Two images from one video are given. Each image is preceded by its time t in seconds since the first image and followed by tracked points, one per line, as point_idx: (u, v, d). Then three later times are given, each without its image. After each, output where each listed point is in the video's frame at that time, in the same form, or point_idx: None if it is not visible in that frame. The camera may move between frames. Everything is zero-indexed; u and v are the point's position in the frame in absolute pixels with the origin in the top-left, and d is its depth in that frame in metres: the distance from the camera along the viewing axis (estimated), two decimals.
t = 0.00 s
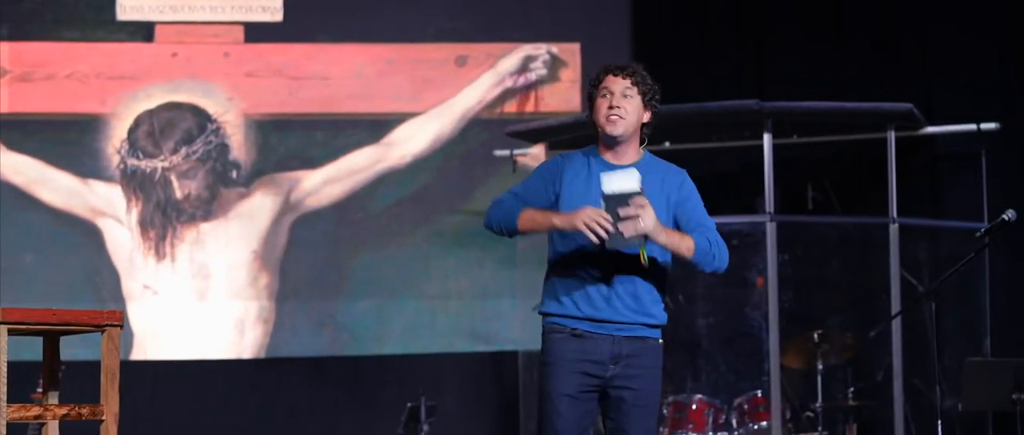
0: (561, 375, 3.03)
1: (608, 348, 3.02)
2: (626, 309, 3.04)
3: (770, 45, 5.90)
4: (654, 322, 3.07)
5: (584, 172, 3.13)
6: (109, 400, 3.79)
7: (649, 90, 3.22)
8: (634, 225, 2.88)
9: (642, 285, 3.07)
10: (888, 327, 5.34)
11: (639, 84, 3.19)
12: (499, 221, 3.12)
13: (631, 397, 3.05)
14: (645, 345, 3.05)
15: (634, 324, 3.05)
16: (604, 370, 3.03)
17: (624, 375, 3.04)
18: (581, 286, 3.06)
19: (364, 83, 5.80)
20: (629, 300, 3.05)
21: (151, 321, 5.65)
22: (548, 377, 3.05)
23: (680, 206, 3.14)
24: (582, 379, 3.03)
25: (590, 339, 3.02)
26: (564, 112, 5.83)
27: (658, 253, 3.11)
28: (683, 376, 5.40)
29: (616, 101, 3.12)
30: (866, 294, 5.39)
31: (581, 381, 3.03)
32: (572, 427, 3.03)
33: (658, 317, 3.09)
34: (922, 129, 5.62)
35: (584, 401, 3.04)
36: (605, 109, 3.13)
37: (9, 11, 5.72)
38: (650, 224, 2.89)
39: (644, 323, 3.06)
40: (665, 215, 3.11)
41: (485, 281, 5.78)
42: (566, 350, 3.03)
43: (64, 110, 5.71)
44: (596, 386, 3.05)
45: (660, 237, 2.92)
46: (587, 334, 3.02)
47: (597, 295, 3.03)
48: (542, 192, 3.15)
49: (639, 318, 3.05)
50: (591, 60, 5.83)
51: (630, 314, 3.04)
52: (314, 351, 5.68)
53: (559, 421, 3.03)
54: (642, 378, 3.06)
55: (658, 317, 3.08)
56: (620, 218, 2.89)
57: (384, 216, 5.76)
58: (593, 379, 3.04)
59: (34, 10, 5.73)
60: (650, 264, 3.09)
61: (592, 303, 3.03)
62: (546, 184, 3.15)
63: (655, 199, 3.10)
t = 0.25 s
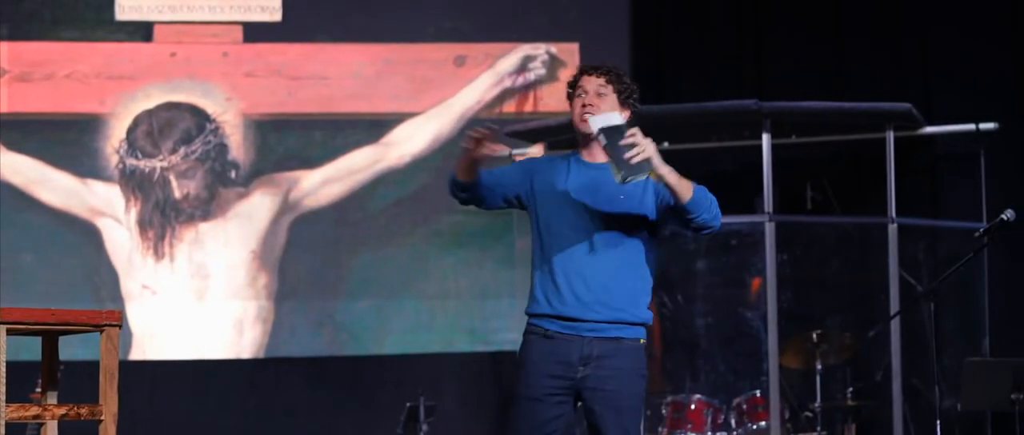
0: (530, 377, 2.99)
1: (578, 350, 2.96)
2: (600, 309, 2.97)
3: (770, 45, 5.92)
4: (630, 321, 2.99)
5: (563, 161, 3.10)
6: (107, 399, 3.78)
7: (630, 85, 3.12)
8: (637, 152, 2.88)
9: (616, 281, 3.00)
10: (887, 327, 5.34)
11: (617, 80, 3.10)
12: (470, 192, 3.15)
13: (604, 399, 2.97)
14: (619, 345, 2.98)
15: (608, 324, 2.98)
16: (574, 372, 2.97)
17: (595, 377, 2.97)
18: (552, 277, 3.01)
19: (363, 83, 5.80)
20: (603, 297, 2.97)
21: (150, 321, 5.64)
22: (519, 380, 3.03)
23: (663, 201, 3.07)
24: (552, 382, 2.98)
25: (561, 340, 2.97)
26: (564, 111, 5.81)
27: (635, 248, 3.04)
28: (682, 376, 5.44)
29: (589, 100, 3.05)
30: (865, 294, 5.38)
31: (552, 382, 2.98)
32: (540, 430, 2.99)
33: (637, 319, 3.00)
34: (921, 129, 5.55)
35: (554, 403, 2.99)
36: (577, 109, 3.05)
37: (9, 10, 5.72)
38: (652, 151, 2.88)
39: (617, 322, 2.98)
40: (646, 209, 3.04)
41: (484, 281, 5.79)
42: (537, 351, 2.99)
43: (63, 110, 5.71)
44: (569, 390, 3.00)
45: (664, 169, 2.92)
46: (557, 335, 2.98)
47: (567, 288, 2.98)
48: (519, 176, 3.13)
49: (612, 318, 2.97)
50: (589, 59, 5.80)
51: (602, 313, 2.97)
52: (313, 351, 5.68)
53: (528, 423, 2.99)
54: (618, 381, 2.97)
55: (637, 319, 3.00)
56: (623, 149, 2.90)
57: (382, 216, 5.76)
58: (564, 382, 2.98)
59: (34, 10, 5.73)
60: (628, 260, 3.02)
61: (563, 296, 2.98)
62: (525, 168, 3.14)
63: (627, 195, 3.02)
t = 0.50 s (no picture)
0: (486, 386, 2.91)
1: (534, 358, 2.84)
2: (554, 316, 2.83)
3: (770, 45, 5.91)
4: (588, 324, 2.86)
5: (501, 175, 3.01)
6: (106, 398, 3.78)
7: (563, 87, 3.01)
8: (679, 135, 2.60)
9: (568, 285, 2.85)
10: (887, 327, 5.34)
11: (549, 83, 2.99)
12: (406, 215, 3.06)
13: (564, 407, 2.84)
14: (575, 351, 2.84)
15: (562, 330, 2.84)
16: (531, 381, 2.85)
17: (553, 386, 2.84)
18: (502, 289, 2.89)
19: (363, 83, 5.80)
20: (553, 303, 2.84)
21: (150, 321, 5.64)
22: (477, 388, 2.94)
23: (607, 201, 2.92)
24: (507, 390, 2.88)
25: (516, 349, 2.86)
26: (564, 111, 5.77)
27: (586, 252, 2.89)
28: (682, 376, 5.36)
29: (524, 108, 2.94)
30: (865, 294, 5.38)
31: (509, 392, 2.88)
32: None
33: (591, 322, 2.86)
34: (921, 129, 5.53)
35: (511, 412, 2.88)
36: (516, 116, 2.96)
37: (8, 11, 5.72)
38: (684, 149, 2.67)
39: (572, 326, 2.85)
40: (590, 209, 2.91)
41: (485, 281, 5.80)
42: (494, 359, 2.90)
43: (63, 109, 5.71)
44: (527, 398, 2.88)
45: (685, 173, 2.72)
46: (513, 344, 2.88)
47: (516, 297, 2.86)
48: (457, 194, 3.06)
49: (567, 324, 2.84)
50: (590, 60, 5.81)
51: (555, 319, 2.84)
52: (313, 351, 5.69)
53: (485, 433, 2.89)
54: (579, 388, 2.84)
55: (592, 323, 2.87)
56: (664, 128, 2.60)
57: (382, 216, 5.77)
58: (521, 391, 2.87)
59: (33, 10, 5.73)
60: (579, 264, 2.88)
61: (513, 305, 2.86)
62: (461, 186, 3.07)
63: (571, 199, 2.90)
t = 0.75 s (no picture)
0: (428, 387, 2.82)
1: (471, 358, 2.76)
2: (483, 321, 2.74)
3: (770, 45, 5.87)
4: (522, 325, 2.75)
5: (434, 180, 2.88)
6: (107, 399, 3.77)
7: (493, 88, 2.91)
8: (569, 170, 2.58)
9: (497, 293, 2.74)
10: (887, 327, 5.33)
11: (479, 85, 2.90)
12: (351, 235, 2.99)
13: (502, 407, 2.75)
14: (511, 350, 2.74)
15: (495, 332, 2.75)
16: (468, 382, 2.77)
17: (491, 386, 2.75)
18: (438, 295, 2.80)
19: (363, 83, 5.80)
20: (481, 311, 2.74)
21: (150, 321, 5.65)
22: (421, 389, 2.86)
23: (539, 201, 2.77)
24: (445, 390, 2.79)
25: (451, 350, 2.78)
26: (564, 111, 5.79)
27: (516, 256, 2.76)
28: (682, 376, 5.33)
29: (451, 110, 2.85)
30: (865, 294, 5.35)
31: (450, 392, 2.79)
32: None
33: (523, 323, 2.75)
34: (921, 129, 5.52)
35: (452, 411, 2.80)
36: (446, 119, 2.86)
37: (8, 11, 5.72)
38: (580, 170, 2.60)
39: (507, 328, 2.75)
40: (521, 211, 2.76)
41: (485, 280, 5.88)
42: (432, 360, 2.82)
43: (63, 109, 5.71)
44: (467, 398, 2.79)
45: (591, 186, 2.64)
46: (450, 346, 2.78)
47: (446, 307, 2.77)
48: (396, 204, 2.96)
49: (501, 325, 2.74)
50: (590, 59, 5.84)
51: (488, 322, 2.74)
52: (314, 351, 5.71)
53: None
54: (518, 387, 2.74)
55: (525, 325, 2.76)
56: (556, 167, 2.58)
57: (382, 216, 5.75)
58: (459, 391, 2.78)
59: (33, 10, 5.73)
60: (510, 269, 2.75)
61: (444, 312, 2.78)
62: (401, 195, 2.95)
63: (500, 200, 2.76)
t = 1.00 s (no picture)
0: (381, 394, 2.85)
1: (398, 349, 2.77)
2: (412, 304, 2.75)
3: (770, 45, 5.87)
4: (448, 314, 2.75)
5: (390, 165, 2.95)
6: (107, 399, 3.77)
7: (454, 82, 2.97)
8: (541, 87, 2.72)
9: (428, 277, 2.76)
10: (887, 327, 5.31)
11: (441, 78, 2.95)
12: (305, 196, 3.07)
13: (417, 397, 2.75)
14: (436, 341, 2.73)
15: (422, 318, 2.75)
16: (402, 373, 2.78)
17: (424, 373, 2.75)
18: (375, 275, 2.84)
19: (363, 83, 5.79)
20: (409, 294, 2.75)
21: (150, 321, 5.65)
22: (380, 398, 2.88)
23: (480, 192, 2.84)
24: (392, 390, 2.81)
25: (386, 346, 2.80)
26: (564, 111, 5.78)
27: (453, 243, 2.79)
28: (682, 376, 5.28)
29: (410, 97, 2.91)
30: (866, 294, 5.32)
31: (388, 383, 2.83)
32: None
33: (448, 310, 2.75)
34: (921, 129, 5.54)
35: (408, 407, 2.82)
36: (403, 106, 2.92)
37: (7, 11, 5.72)
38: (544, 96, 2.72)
39: (432, 315, 2.74)
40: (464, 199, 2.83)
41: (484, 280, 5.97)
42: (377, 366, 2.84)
43: (62, 109, 5.71)
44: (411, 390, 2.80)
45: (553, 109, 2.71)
46: (387, 341, 2.80)
47: (382, 289, 2.80)
48: (353, 180, 3.02)
49: (427, 312, 2.74)
50: (591, 59, 5.83)
51: (415, 307, 2.75)
52: (315, 350, 5.71)
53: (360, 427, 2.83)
54: (433, 377, 2.74)
55: (451, 312, 2.75)
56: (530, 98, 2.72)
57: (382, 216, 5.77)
58: (400, 386, 2.80)
59: (33, 10, 5.73)
60: (446, 253, 2.78)
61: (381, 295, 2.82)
62: (355, 175, 3.02)
63: (446, 188, 2.83)
